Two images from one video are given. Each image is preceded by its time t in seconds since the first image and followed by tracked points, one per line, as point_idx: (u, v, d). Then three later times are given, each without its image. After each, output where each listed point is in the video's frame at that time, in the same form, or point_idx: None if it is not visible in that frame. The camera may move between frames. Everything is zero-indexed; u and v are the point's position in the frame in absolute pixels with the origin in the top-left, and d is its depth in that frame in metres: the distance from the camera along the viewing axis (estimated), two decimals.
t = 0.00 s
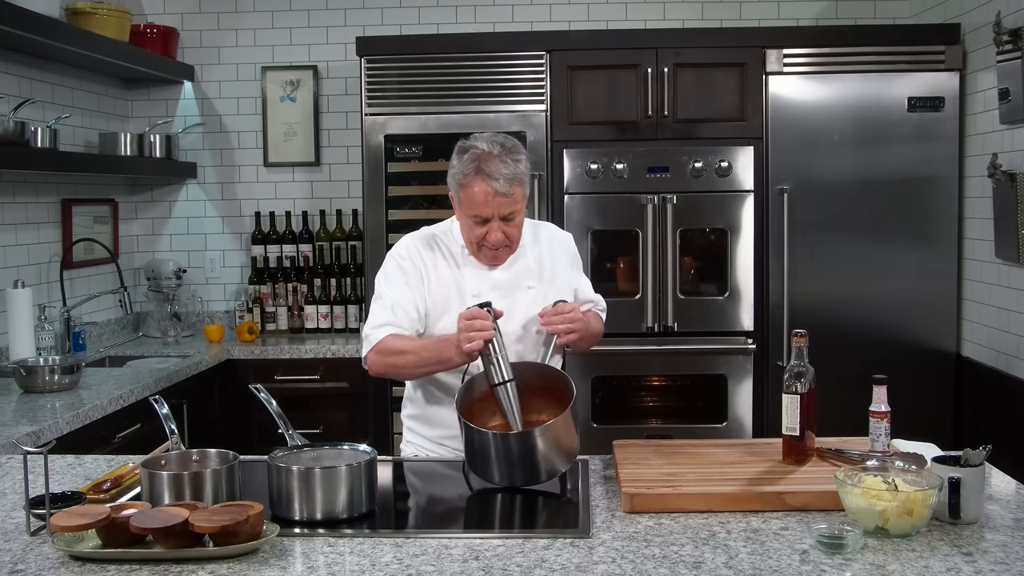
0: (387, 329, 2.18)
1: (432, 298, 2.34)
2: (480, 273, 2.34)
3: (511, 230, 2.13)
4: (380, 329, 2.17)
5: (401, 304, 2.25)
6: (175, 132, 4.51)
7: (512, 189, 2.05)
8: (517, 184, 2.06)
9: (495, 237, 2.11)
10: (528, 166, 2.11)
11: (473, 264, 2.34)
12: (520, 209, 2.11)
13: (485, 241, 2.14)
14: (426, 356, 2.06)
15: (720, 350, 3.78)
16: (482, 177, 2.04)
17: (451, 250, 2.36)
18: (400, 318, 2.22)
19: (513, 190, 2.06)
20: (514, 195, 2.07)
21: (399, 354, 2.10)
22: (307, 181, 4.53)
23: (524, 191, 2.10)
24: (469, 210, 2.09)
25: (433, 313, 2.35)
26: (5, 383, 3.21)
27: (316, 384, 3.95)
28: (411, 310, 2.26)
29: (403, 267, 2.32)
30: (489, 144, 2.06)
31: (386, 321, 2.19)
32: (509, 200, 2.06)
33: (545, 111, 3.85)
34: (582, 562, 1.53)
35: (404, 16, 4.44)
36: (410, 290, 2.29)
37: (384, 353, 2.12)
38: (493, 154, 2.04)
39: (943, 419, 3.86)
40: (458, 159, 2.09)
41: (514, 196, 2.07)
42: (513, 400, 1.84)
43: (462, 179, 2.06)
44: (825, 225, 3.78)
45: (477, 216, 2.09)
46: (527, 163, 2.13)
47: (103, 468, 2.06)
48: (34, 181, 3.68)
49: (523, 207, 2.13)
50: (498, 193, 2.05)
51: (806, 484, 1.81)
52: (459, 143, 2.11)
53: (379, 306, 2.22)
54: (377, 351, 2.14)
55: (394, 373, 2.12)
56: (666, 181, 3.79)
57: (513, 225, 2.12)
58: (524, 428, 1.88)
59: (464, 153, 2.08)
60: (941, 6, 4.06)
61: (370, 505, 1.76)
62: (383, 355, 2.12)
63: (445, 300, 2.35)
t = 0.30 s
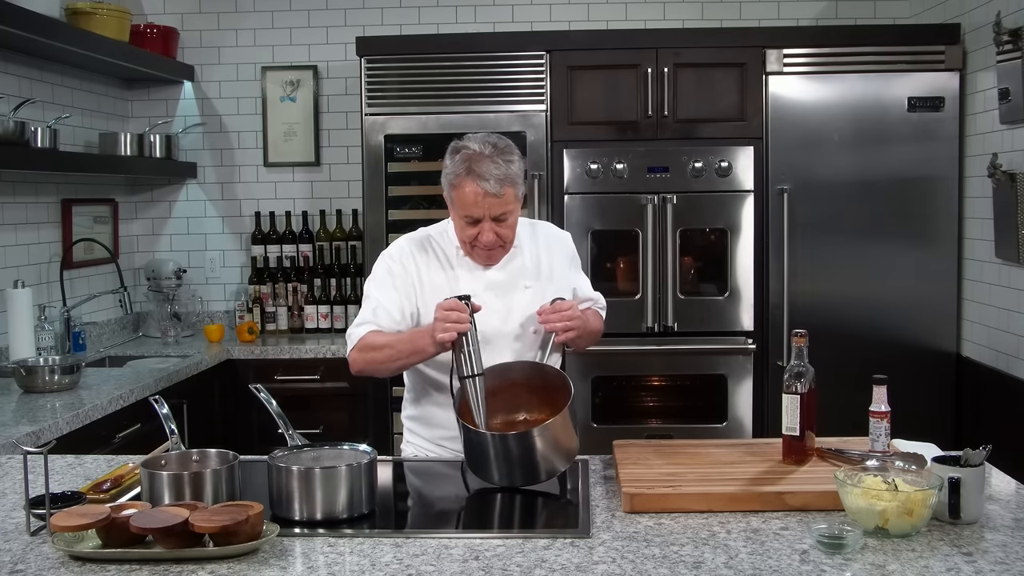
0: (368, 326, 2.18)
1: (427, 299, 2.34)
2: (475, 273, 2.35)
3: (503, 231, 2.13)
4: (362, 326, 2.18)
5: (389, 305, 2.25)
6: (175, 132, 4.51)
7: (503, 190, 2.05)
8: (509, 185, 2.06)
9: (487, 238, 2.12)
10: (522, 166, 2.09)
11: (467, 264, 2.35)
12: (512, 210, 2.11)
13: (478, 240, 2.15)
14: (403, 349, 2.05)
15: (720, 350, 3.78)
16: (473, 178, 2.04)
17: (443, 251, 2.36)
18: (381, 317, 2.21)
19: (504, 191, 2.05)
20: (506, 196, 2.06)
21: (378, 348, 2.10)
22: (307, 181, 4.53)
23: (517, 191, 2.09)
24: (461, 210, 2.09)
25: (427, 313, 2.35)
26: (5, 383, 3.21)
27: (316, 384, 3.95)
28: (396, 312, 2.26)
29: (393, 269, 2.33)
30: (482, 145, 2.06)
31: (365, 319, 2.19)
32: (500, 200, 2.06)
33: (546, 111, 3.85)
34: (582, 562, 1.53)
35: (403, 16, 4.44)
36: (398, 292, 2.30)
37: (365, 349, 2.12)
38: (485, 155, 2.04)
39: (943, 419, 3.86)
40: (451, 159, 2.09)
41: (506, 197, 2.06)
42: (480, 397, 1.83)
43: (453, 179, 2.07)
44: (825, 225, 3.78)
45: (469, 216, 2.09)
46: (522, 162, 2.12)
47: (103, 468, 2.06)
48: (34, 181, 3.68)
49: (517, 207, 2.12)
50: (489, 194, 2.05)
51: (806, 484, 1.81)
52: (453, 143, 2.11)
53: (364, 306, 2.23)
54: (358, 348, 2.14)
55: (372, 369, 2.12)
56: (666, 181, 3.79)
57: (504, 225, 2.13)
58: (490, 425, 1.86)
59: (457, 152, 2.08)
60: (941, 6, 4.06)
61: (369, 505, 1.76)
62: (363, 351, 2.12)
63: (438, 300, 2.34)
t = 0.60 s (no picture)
0: (389, 336, 2.17)
1: (432, 302, 2.34)
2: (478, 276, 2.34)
3: (493, 233, 2.13)
4: (382, 336, 2.17)
5: (401, 309, 2.24)
6: (175, 132, 4.51)
7: (494, 191, 2.05)
8: (500, 187, 2.06)
9: (476, 238, 2.11)
10: (518, 170, 2.11)
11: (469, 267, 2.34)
12: (503, 212, 2.11)
13: (466, 241, 2.14)
14: (430, 358, 2.06)
15: (719, 350, 3.78)
16: (466, 177, 2.04)
17: (447, 253, 2.36)
18: (400, 324, 2.21)
19: (495, 193, 2.05)
20: (497, 198, 2.06)
21: (402, 359, 2.10)
22: (307, 181, 4.53)
23: (509, 195, 2.09)
24: (452, 208, 2.09)
25: (433, 316, 2.34)
26: (5, 383, 3.21)
27: (316, 384, 3.95)
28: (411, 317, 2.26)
29: (401, 273, 2.31)
30: (478, 145, 2.06)
31: (387, 329, 2.18)
32: (491, 202, 2.06)
33: (546, 111, 3.85)
34: (582, 562, 1.53)
35: (404, 16, 4.44)
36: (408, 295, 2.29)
37: (388, 361, 2.12)
38: (479, 156, 2.04)
39: (943, 419, 3.86)
40: (446, 157, 2.09)
41: (497, 199, 2.07)
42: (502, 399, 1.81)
43: (446, 177, 2.07)
44: (825, 226, 3.78)
45: (458, 215, 2.09)
46: (517, 167, 2.12)
47: (103, 468, 2.06)
48: (34, 181, 3.68)
49: (508, 211, 2.13)
50: (479, 195, 2.05)
51: (806, 484, 1.81)
52: (451, 142, 2.12)
53: (381, 313, 2.21)
54: (381, 360, 2.14)
55: (399, 380, 2.12)
56: (666, 181, 3.79)
57: (495, 228, 2.13)
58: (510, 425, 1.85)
59: (452, 151, 2.08)
60: (941, 6, 4.06)
61: (370, 505, 1.76)
62: (388, 363, 2.12)
63: (445, 302, 2.34)
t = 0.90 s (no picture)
0: (400, 334, 2.17)
1: (434, 301, 2.34)
2: (479, 275, 2.34)
3: (491, 230, 2.13)
4: (392, 334, 2.16)
5: (407, 307, 2.24)
6: (175, 132, 4.51)
7: (492, 188, 2.05)
8: (499, 184, 2.06)
9: (474, 236, 2.12)
10: (516, 168, 2.11)
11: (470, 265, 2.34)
12: (502, 210, 2.11)
13: (464, 238, 2.14)
14: (448, 356, 2.06)
15: (720, 350, 3.78)
16: (464, 174, 2.04)
17: (449, 252, 2.36)
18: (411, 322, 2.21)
19: (494, 190, 2.05)
20: (495, 195, 2.06)
21: (419, 357, 2.10)
22: (307, 181, 4.53)
23: (507, 192, 2.09)
24: (450, 206, 2.09)
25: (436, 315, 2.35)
26: (5, 383, 3.21)
27: (316, 384, 3.95)
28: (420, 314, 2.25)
29: (404, 271, 2.31)
30: (477, 143, 2.06)
31: (397, 326, 2.18)
32: (489, 200, 2.06)
33: (546, 111, 3.85)
34: (582, 562, 1.53)
35: (404, 16, 4.44)
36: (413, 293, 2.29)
37: (401, 359, 2.12)
38: (477, 153, 2.04)
39: (943, 419, 3.86)
40: (445, 155, 2.09)
41: (495, 196, 2.07)
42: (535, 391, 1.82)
43: (445, 175, 2.07)
44: (826, 225, 3.78)
45: (457, 212, 2.09)
46: (515, 165, 2.12)
47: (103, 468, 2.06)
48: (34, 181, 3.68)
49: (506, 208, 2.13)
50: (477, 192, 2.05)
51: (806, 484, 1.81)
52: (450, 140, 2.12)
53: (389, 311, 2.21)
54: (392, 359, 2.14)
55: (412, 378, 2.13)
56: (666, 181, 3.79)
57: (493, 225, 2.13)
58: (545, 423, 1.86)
59: (450, 149, 2.08)
60: (941, 6, 4.06)
61: (370, 505, 1.76)
62: (400, 361, 2.12)
63: (447, 302, 2.34)
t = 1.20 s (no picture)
0: (399, 332, 2.17)
1: (432, 300, 2.34)
2: (478, 275, 2.34)
3: (491, 229, 2.13)
4: (391, 332, 2.17)
5: (406, 306, 2.24)
6: (175, 132, 4.51)
7: (491, 187, 2.05)
8: (498, 183, 2.06)
9: (473, 234, 2.12)
10: (515, 166, 2.10)
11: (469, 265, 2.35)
12: (501, 208, 2.11)
13: (463, 237, 2.14)
14: (446, 354, 2.05)
15: (720, 350, 3.78)
16: (462, 173, 2.04)
17: (448, 252, 2.36)
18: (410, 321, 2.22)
19: (492, 189, 2.05)
20: (493, 193, 2.06)
21: (417, 354, 2.09)
22: (307, 181, 4.53)
23: (505, 190, 2.09)
24: (449, 205, 2.10)
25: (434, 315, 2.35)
26: (5, 383, 3.21)
27: (316, 384, 3.95)
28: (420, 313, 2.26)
29: (403, 270, 2.31)
30: (474, 142, 2.06)
31: (395, 325, 2.18)
32: (488, 198, 2.06)
33: (545, 111, 3.85)
34: (582, 562, 1.53)
35: (404, 16, 4.44)
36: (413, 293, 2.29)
37: (398, 357, 2.12)
38: (475, 152, 2.04)
39: (943, 419, 3.86)
40: (443, 154, 2.09)
41: (494, 194, 2.06)
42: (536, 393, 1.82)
43: (443, 174, 2.07)
44: (826, 225, 3.78)
45: (456, 212, 2.09)
46: (514, 163, 2.12)
47: (103, 468, 2.06)
48: (34, 181, 3.68)
49: (505, 207, 2.12)
50: (476, 191, 2.05)
51: (806, 484, 1.81)
52: (448, 139, 2.12)
53: (389, 310, 2.21)
54: (389, 356, 2.14)
55: (409, 377, 2.12)
56: (666, 181, 3.79)
57: (493, 223, 2.12)
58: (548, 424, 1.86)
59: (448, 148, 2.08)
60: (941, 6, 4.06)
61: (370, 505, 1.76)
62: (397, 359, 2.12)
63: (446, 301, 2.34)
